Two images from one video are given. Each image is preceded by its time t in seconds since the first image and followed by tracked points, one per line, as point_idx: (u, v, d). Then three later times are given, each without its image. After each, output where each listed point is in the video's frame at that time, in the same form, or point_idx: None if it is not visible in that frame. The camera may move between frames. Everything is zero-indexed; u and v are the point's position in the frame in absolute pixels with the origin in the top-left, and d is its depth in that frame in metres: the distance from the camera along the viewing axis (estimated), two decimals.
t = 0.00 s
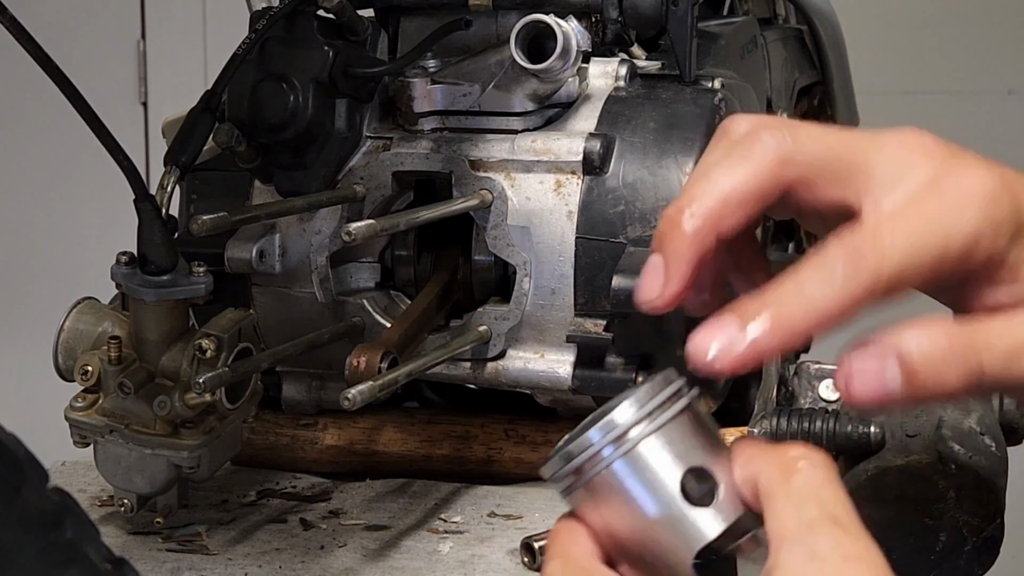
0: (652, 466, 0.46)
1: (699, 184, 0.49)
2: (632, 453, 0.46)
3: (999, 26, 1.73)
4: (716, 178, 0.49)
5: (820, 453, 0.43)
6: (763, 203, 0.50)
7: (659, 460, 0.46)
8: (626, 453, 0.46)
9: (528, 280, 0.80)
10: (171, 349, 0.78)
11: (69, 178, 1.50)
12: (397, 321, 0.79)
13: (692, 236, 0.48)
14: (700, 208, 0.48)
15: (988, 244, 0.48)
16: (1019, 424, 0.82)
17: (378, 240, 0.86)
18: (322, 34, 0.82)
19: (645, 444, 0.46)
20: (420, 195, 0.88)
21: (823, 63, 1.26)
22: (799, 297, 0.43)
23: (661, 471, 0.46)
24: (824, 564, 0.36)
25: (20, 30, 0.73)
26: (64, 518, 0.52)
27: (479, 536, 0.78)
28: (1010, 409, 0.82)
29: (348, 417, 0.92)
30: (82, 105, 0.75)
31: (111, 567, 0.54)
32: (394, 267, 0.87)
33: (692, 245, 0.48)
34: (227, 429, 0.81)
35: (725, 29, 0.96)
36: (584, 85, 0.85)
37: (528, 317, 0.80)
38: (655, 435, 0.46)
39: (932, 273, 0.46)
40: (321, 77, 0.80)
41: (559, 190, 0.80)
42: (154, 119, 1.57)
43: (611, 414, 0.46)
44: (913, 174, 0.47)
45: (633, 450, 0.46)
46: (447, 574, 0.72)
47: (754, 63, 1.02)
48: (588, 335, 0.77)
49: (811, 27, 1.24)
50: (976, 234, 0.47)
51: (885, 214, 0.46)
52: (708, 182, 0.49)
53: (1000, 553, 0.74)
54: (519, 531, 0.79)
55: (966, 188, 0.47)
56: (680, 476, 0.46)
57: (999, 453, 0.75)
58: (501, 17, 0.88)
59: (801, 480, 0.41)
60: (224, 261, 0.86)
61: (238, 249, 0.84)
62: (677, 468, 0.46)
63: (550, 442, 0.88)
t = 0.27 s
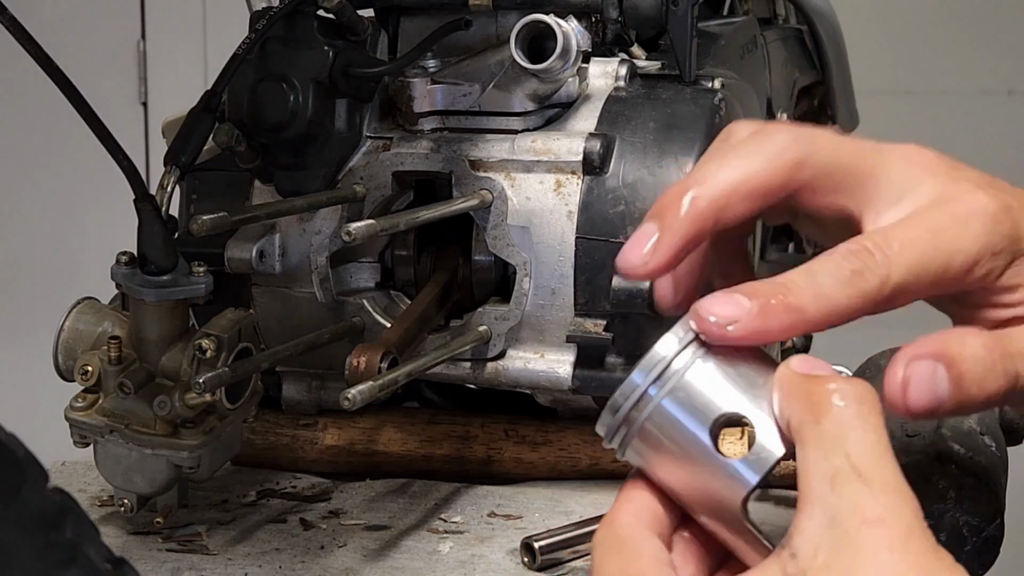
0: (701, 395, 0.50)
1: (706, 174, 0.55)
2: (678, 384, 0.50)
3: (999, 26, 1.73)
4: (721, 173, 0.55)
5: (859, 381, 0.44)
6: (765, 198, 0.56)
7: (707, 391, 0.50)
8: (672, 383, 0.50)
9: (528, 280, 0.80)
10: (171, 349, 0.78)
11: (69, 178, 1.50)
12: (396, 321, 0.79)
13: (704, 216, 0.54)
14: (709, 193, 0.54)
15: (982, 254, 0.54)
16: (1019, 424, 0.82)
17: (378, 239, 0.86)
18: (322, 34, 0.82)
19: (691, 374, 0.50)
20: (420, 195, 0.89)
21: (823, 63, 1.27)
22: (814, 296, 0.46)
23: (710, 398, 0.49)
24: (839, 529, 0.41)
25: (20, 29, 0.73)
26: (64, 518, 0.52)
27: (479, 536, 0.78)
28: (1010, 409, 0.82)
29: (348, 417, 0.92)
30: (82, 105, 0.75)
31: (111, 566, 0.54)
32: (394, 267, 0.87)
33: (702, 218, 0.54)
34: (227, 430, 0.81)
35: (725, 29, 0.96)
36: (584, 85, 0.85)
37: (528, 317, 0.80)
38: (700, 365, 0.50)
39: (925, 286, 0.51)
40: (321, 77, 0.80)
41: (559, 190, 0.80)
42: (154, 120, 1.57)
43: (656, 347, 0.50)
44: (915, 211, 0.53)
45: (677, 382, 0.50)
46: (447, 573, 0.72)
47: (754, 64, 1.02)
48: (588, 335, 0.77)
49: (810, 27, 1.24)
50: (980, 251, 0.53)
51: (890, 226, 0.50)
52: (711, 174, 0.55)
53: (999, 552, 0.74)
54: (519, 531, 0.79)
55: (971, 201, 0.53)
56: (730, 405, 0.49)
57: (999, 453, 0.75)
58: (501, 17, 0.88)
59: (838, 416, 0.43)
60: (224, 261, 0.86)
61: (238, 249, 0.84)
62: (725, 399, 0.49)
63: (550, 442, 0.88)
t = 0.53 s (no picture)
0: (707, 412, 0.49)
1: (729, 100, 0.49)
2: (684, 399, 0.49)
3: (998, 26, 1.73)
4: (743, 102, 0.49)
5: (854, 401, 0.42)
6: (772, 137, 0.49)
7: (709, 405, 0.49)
8: (676, 399, 0.49)
9: (528, 280, 0.80)
10: (171, 349, 0.78)
11: (69, 178, 1.50)
12: (397, 321, 0.79)
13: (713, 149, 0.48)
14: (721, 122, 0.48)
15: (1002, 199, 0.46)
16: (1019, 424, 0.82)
17: (379, 240, 0.86)
18: (322, 34, 0.82)
19: (693, 389, 0.50)
20: (420, 195, 0.88)
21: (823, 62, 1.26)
22: (808, 178, 0.46)
23: (715, 413, 0.49)
24: (822, 560, 0.38)
25: (20, 30, 0.73)
26: (64, 518, 0.52)
27: (479, 536, 0.78)
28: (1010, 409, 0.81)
29: (348, 417, 0.92)
30: (83, 105, 0.75)
31: (111, 566, 0.54)
32: (394, 267, 0.87)
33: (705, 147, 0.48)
34: (227, 430, 0.81)
35: (725, 29, 0.96)
36: (584, 85, 0.85)
37: (528, 317, 0.80)
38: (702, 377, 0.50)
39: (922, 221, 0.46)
40: (321, 77, 0.80)
41: (559, 190, 0.80)
42: (154, 119, 1.57)
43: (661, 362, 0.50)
44: (916, 134, 0.46)
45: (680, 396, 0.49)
46: (447, 573, 0.72)
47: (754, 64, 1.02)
48: (588, 335, 0.77)
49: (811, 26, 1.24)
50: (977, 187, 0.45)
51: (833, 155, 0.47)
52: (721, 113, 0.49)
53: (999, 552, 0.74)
54: (519, 531, 0.79)
55: (973, 150, 0.46)
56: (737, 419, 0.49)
57: (999, 453, 0.75)
58: (501, 17, 0.88)
59: (829, 437, 0.41)
60: (224, 261, 0.86)
61: (238, 249, 0.84)
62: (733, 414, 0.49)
63: (550, 442, 0.88)
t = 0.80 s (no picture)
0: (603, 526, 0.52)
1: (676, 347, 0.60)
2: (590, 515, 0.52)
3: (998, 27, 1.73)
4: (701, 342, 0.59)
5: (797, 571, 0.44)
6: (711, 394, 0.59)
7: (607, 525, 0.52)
8: (579, 517, 0.51)
9: (528, 280, 0.80)
10: (171, 349, 0.78)
11: (69, 178, 1.50)
12: (397, 321, 0.79)
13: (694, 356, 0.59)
14: (679, 393, 0.59)
15: (896, 369, 0.48)
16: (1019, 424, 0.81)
17: (379, 240, 0.86)
18: (322, 34, 0.82)
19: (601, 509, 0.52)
20: (420, 195, 0.88)
21: (823, 63, 1.26)
22: (744, 421, 0.50)
23: (620, 532, 0.51)
24: None
25: (21, 29, 0.73)
26: (64, 518, 0.52)
27: (479, 536, 0.78)
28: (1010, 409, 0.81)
29: (348, 417, 0.92)
30: (83, 105, 0.75)
31: (111, 566, 0.54)
32: (394, 267, 0.87)
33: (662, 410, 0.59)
34: (227, 430, 0.81)
35: (725, 29, 0.96)
36: (584, 85, 0.85)
37: (528, 317, 0.80)
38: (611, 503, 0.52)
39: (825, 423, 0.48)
40: (321, 77, 0.80)
41: (559, 190, 0.80)
42: (154, 119, 1.57)
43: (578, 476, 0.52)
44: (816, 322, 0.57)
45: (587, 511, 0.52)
46: (447, 573, 0.72)
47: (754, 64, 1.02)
48: (588, 335, 0.77)
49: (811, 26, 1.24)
50: (875, 362, 0.48)
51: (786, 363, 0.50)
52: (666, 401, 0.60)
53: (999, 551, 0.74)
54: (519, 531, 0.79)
55: (864, 325, 0.49)
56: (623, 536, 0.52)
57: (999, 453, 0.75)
58: (501, 17, 0.88)
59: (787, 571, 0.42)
60: (224, 261, 0.86)
61: (238, 249, 0.84)
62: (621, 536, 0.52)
63: (550, 442, 0.88)
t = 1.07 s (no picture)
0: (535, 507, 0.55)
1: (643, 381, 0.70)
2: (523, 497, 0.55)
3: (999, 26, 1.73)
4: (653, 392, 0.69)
5: None
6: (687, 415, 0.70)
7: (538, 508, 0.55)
8: (513, 498, 0.55)
9: (528, 280, 0.80)
10: (171, 349, 0.78)
11: (69, 178, 1.50)
12: (397, 321, 0.79)
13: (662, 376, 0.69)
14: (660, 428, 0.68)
15: (869, 378, 0.61)
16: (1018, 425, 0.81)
17: (378, 240, 0.86)
18: (322, 34, 0.82)
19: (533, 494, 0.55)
20: (420, 195, 0.88)
21: (823, 63, 1.26)
22: (722, 442, 0.59)
23: (558, 512, 0.55)
24: None
25: (21, 29, 0.73)
26: (64, 518, 0.52)
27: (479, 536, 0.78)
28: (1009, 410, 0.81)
29: (348, 417, 0.92)
30: (83, 105, 0.75)
31: (111, 566, 0.54)
32: (394, 267, 0.87)
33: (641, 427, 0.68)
34: (227, 430, 0.81)
35: (725, 29, 0.96)
36: (584, 85, 0.85)
37: (528, 317, 0.80)
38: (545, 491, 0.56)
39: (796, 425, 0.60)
40: (321, 77, 0.80)
41: (559, 189, 0.80)
42: (154, 120, 1.57)
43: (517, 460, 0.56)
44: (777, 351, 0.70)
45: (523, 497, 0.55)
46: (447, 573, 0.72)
47: (754, 64, 1.02)
48: (588, 335, 0.77)
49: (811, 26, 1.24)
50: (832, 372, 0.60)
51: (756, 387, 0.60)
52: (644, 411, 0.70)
53: (999, 551, 0.74)
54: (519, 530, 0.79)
55: (832, 345, 0.62)
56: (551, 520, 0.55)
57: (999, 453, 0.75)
58: (501, 17, 0.88)
59: None
60: (224, 261, 0.86)
61: (238, 249, 0.84)
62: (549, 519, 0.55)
63: (550, 442, 0.88)
